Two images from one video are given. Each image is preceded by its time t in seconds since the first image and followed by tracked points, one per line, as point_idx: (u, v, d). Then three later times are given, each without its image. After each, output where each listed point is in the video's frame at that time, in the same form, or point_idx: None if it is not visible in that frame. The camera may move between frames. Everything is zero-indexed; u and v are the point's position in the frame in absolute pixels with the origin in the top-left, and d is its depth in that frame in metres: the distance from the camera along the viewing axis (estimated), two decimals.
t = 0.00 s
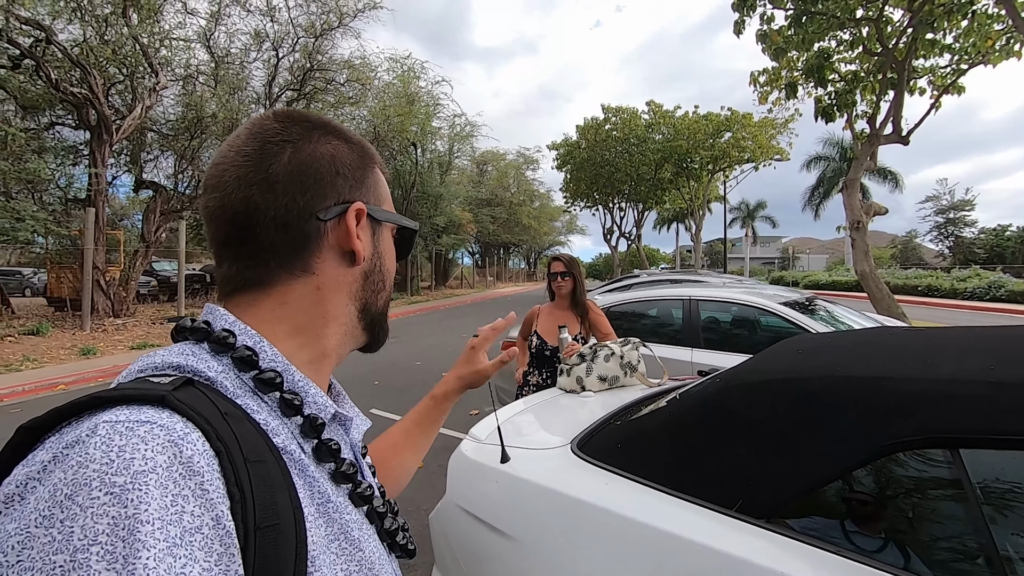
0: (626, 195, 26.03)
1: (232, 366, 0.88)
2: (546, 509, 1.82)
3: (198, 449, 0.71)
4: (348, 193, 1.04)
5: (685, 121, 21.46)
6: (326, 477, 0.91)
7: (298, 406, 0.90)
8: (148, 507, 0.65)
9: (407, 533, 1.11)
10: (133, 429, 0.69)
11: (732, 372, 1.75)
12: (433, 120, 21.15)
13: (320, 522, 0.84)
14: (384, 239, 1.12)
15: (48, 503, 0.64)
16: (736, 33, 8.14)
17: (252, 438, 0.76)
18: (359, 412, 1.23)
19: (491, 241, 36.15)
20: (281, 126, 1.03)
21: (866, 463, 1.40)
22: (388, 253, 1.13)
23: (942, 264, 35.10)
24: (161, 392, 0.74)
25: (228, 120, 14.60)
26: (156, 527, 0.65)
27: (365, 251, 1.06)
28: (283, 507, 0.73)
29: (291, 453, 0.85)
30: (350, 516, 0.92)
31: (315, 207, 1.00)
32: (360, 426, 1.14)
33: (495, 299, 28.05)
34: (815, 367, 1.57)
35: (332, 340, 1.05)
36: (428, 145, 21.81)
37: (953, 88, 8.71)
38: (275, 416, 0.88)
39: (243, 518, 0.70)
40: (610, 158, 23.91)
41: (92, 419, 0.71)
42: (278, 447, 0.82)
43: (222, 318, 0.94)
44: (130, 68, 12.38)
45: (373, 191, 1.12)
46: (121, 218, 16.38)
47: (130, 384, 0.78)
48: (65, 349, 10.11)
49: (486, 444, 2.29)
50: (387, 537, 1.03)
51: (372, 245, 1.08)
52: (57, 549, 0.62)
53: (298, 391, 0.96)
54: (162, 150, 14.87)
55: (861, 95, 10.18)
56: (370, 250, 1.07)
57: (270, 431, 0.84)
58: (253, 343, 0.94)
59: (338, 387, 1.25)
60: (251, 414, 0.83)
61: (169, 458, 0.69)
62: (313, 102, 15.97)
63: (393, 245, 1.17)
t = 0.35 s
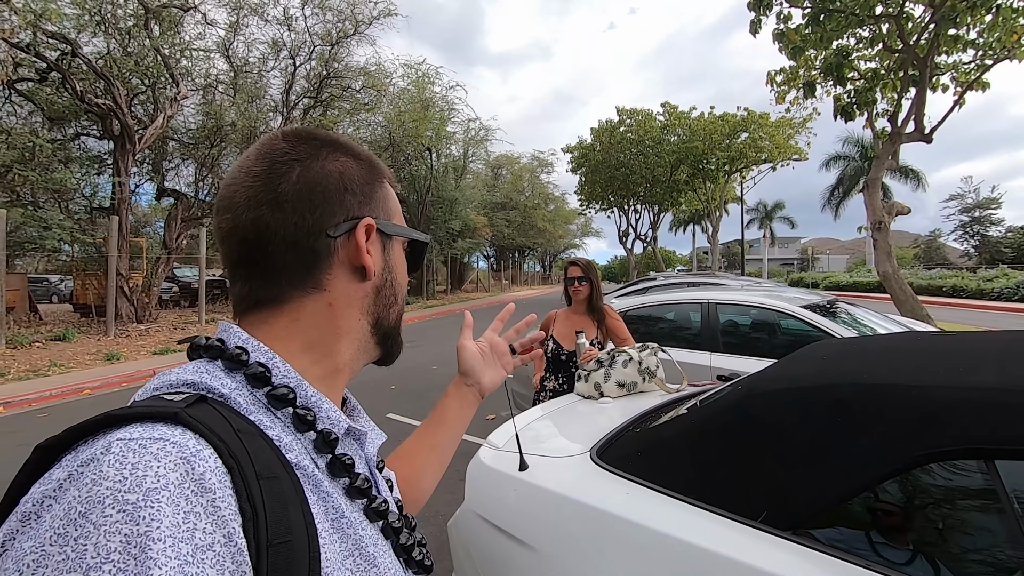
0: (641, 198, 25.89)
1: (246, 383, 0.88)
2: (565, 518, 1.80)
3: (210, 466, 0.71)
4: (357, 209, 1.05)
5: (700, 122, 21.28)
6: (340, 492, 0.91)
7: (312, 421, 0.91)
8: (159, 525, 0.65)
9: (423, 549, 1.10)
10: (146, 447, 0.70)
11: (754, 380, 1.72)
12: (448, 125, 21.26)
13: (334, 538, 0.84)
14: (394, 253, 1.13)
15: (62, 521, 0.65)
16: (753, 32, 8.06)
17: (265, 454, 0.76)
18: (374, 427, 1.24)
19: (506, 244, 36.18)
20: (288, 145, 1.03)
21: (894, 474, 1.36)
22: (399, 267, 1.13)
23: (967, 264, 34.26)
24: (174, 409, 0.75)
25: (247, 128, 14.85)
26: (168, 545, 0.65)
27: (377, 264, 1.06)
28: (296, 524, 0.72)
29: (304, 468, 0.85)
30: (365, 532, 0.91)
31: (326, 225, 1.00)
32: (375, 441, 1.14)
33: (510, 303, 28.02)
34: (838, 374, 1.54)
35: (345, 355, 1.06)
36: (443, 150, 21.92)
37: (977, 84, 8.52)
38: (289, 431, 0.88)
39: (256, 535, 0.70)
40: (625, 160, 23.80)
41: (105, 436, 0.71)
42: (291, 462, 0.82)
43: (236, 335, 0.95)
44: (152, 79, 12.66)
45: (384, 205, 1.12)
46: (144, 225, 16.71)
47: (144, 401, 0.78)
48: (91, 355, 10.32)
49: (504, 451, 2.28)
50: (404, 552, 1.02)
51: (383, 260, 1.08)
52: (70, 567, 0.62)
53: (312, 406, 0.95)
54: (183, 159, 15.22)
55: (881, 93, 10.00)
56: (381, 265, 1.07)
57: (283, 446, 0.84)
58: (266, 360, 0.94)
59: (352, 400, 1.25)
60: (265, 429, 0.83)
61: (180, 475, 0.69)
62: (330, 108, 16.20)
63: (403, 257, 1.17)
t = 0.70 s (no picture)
0: (649, 193, 25.76)
1: (269, 386, 0.88)
2: (579, 518, 1.79)
3: (232, 469, 0.71)
4: (376, 212, 1.04)
5: (709, 116, 21.12)
6: (361, 496, 0.90)
7: (333, 425, 0.91)
8: (183, 528, 0.65)
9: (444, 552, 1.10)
10: (170, 450, 0.70)
11: (771, 377, 1.71)
12: (454, 122, 21.24)
13: (355, 541, 0.84)
14: (414, 254, 1.12)
15: (91, 523, 0.65)
16: (762, 25, 7.98)
17: (287, 457, 0.76)
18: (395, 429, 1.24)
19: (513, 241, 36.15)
20: (308, 151, 1.02)
21: (918, 473, 1.34)
22: (419, 269, 1.13)
23: (981, 257, 33.80)
24: (198, 412, 0.75)
25: (254, 127, 14.90)
26: (192, 548, 0.65)
27: (397, 266, 1.06)
28: (317, 528, 0.72)
29: (326, 472, 0.85)
30: (385, 535, 0.91)
31: (345, 228, 1.00)
32: (395, 444, 1.14)
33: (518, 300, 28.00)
34: (859, 372, 1.52)
35: (366, 357, 1.06)
36: (449, 147, 21.91)
37: (992, 75, 8.38)
38: (311, 434, 0.88)
39: (278, 539, 0.69)
40: (632, 156, 23.68)
41: (132, 439, 0.72)
42: (313, 466, 0.82)
43: (259, 338, 0.95)
44: (160, 79, 12.74)
45: (404, 207, 1.12)
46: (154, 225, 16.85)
47: (168, 405, 0.79)
48: (104, 354, 10.44)
49: (517, 449, 2.27)
50: (425, 556, 1.02)
51: (403, 262, 1.08)
52: (98, 568, 0.63)
53: (333, 409, 0.95)
54: (192, 158, 15.35)
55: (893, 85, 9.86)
56: (401, 268, 1.07)
57: (305, 450, 0.84)
58: (288, 362, 0.94)
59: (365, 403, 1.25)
60: (287, 432, 0.83)
61: (203, 478, 0.69)
62: (337, 106, 16.27)
63: (423, 259, 1.17)
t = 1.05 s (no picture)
0: (650, 193, 25.76)
1: (267, 385, 0.89)
2: (582, 518, 1.80)
3: (233, 465, 0.71)
4: (330, 203, 1.01)
5: (710, 116, 21.12)
6: (361, 493, 0.91)
7: (333, 422, 0.91)
8: (185, 523, 0.66)
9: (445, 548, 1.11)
10: (172, 447, 0.71)
11: (774, 377, 1.72)
12: (456, 122, 21.27)
13: (355, 537, 0.85)
14: (392, 237, 1.05)
15: (95, 520, 0.66)
16: (763, 25, 7.99)
17: (287, 455, 0.77)
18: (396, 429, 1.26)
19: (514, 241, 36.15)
20: (263, 163, 1.05)
21: (921, 472, 1.34)
22: (402, 250, 1.06)
23: (983, 256, 33.72)
24: (199, 410, 0.76)
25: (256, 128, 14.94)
26: (193, 543, 0.66)
27: (365, 254, 1.02)
28: (317, 521, 0.73)
29: (325, 468, 0.86)
30: (385, 531, 0.92)
31: (292, 227, 0.99)
32: (395, 441, 1.14)
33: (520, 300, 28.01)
34: (861, 371, 1.53)
35: (351, 353, 1.06)
36: (451, 147, 21.92)
37: (994, 74, 8.37)
38: (311, 431, 0.89)
39: (279, 532, 0.70)
40: (633, 156, 23.66)
41: (136, 436, 0.73)
42: (312, 463, 0.83)
43: (258, 338, 0.96)
44: (162, 81, 12.76)
45: (371, 189, 1.07)
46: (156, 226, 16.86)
47: (170, 403, 0.80)
48: (106, 354, 10.47)
49: (519, 450, 2.27)
50: (425, 551, 1.03)
51: (372, 249, 1.03)
52: (102, 563, 0.63)
53: (332, 408, 0.96)
54: (195, 159, 15.42)
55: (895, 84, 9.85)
56: (370, 256, 1.03)
57: (305, 447, 0.84)
58: (287, 362, 0.95)
59: (378, 402, 1.28)
60: (287, 429, 0.84)
61: (204, 474, 0.69)
62: (339, 107, 16.26)
63: (412, 241, 1.10)
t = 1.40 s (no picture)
0: (656, 185, 25.64)
1: (257, 383, 0.89)
2: (590, 508, 1.80)
3: (216, 469, 0.71)
4: (297, 193, 1.00)
5: (715, 106, 20.97)
6: (356, 489, 0.91)
7: (324, 420, 0.91)
8: (165, 532, 0.66)
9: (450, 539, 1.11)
10: (152, 455, 0.71)
11: (779, 367, 1.70)
12: (460, 118, 21.25)
13: (349, 536, 0.85)
14: (366, 223, 1.04)
15: (76, 531, 0.66)
16: (768, 13, 7.91)
17: (275, 454, 0.77)
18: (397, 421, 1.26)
19: (520, 236, 36.12)
20: (225, 160, 1.04)
21: (927, 461, 1.33)
22: (380, 236, 1.05)
23: (995, 243, 33.29)
24: (182, 414, 0.76)
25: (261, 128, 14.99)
26: (173, 552, 0.66)
27: (338, 246, 1.01)
28: (306, 521, 0.73)
29: (316, 467, 0.86)
30: (381, 527, 0.92)
31: (262, 224, 0.98)
32: (395, 433, 1.14)
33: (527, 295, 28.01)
34: (866, 360, 1.51)
35: (340, 346, 1.06)
36: (455, 143, 21.91)
37: (1004, 57, 8.25)
38: (301, 431, 0.89)
39: (266, 534, 0.70)
40: (639, 148, 23.55)
41: (116, 445, 0.73)
42: (303, 462, 0.84)
43: (247, 336, 0.97)
44: (167, 82, 12.82)
45: (341, 175, 1.05)
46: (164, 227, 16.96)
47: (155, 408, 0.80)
48: (118, 355, 10.57)
49: (528, 442, 2.27)
50: (428, 544, 1.03)
51: (347, 239, 1.02)
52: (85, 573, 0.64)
53: (324, 404, 0.96)
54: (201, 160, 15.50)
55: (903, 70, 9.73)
56: (345, 245, 1.02)
57: (296, 446, 0.85)
58: (277, 360, 0.95)
59: (377, 391, 1.28)
60: (276, 429, 0.84)
61: (185, 481, 0.70)
62: (343, 105, 16.05)
63: (391, 224, 1.08)
